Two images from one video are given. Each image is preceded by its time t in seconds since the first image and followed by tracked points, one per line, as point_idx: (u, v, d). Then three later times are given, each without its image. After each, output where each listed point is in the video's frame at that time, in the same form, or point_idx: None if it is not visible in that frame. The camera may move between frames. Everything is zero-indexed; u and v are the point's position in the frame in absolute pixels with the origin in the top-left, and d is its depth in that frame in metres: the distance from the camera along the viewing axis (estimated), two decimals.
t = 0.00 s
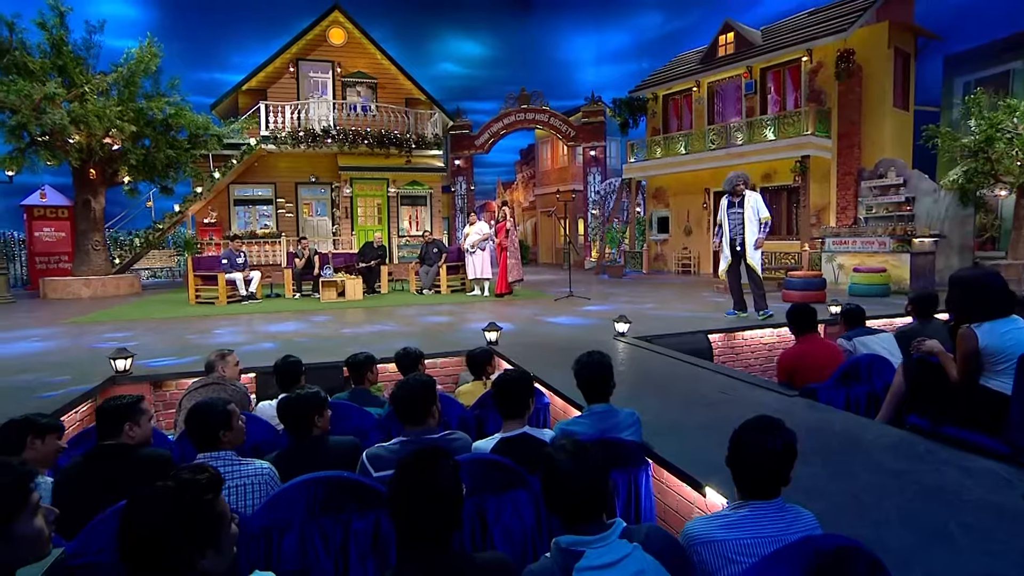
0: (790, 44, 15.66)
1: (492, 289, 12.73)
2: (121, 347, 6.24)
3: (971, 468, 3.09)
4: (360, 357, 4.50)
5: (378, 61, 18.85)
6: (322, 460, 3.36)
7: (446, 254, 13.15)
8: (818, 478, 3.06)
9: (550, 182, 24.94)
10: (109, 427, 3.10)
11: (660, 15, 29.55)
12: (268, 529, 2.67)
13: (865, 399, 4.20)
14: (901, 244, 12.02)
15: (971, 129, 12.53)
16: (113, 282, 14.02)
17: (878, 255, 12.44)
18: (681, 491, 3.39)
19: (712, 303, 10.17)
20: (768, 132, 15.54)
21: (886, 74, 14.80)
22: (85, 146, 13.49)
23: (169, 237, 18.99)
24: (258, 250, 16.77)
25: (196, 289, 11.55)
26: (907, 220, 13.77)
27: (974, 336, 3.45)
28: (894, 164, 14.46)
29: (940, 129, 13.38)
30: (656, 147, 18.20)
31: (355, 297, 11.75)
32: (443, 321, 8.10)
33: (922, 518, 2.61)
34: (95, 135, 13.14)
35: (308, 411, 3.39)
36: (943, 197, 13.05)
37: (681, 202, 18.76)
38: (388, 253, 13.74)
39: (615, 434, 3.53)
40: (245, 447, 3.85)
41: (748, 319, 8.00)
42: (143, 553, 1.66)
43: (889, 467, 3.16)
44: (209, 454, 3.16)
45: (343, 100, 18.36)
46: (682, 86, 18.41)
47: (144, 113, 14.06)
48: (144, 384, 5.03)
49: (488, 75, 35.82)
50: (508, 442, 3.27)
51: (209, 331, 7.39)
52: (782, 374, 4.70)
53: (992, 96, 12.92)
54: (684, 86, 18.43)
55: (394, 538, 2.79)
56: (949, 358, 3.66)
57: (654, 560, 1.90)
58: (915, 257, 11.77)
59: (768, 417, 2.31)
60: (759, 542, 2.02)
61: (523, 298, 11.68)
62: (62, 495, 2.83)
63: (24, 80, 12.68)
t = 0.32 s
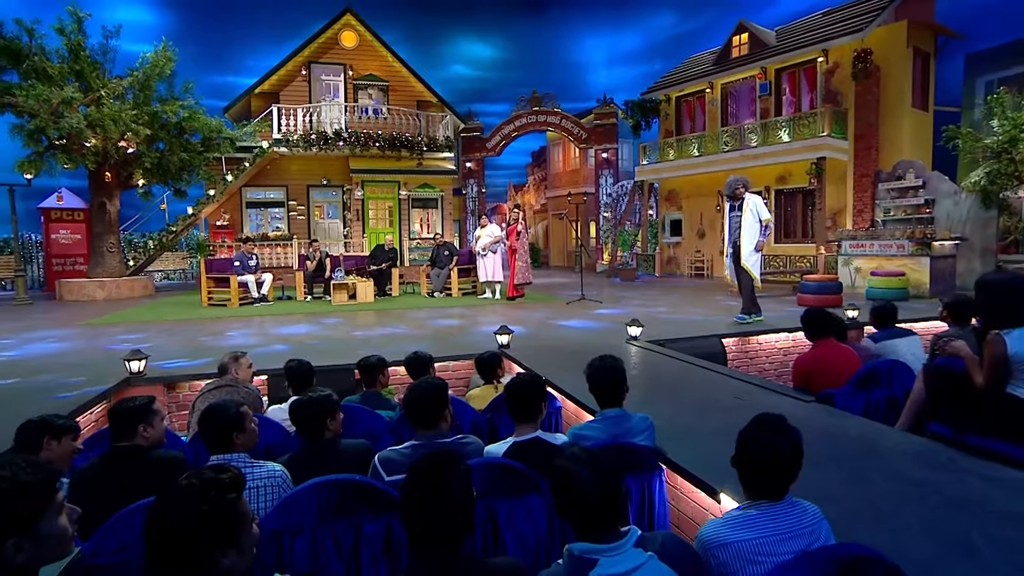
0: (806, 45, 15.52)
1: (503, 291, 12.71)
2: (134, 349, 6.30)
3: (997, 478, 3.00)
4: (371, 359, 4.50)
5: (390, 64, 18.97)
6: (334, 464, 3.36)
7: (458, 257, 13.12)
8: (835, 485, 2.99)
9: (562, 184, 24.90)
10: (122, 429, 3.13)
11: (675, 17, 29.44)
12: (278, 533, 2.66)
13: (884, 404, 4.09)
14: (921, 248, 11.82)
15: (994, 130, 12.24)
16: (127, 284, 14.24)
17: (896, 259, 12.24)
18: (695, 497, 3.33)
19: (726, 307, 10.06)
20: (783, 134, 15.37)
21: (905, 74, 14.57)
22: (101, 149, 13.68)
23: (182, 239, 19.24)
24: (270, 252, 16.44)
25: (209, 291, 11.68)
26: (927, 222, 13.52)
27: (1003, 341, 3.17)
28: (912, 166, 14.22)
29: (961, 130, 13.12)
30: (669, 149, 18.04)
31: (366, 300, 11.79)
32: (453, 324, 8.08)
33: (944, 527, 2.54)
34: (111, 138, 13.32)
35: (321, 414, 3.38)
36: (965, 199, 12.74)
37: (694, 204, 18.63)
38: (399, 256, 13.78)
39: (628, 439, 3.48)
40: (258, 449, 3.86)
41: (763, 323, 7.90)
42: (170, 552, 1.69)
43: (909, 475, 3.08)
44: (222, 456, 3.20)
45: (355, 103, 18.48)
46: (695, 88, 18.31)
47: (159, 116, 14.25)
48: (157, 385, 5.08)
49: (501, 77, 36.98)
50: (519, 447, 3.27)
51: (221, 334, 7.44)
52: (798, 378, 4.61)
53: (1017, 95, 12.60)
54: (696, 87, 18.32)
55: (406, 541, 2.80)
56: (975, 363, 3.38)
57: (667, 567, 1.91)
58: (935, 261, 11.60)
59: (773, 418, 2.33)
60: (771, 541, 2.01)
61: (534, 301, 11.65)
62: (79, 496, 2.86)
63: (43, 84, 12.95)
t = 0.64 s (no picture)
0: (826, 41, 15.29)
1: (514, 294, 12.62)
2: (142, 352, 6.30)
3: None
4: (381, 363, 4.44)
5: (400, 63, 18.93)
6: (344, 469, 3.30)
7: (467, 259, 13.08)
8: (858, 496, 2.88)
9: (574, 185, 24.71)
10: (128, 433, 3.09)
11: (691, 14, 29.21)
12: (287, 538, 2.59)
13: (910, 412, 3.90)
14: (947, 250, 11.56)
15: None
16: (135, 286, 14.31)
17: (921, 262, 11.95)
18: (713, 507, 3.21)
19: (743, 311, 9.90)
20: (803, 133, 15.19)
21: (932, 70, 14.23)
22: (109, 149, 13.80)
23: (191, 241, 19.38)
24: (278, 254, 16.51)
25: (216, 293, 11.72)
26: (954, 223, 13.20)
27: None
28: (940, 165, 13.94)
29: (990, 128, 12.78)
30: (684, 149, 17.86)
31: (375, 302, 11.77)
32: (464, 328, 8.02)
33: (975, 542, 2.42)
34: (118, 139, 13.42)
35: (330, 419, 3.32)
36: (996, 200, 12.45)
37: (709, 206, 18.40)
38: (408, 258, 13.71)
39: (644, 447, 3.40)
40: (266, 454, 3.81)
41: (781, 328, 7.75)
42: (175, 556, 1.72)
43: (937, 485, 2.96)
44: (230, 461, 3.15)
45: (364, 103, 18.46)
46: (711, 87, 18.14)
47: (168, 116, 14.30)
48: (165, 389, 5.07)
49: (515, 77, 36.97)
50: (532, 453, 3.18)
51: (229, 336, 7.44)
52: (821, 385, 4.47)
53: None
54: (713, 85, 18.13)
55: (416, 548, 2.72)
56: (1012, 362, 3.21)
57: None
58: (963, 264, 11.35)
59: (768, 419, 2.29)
60: (776, 541, 1.95)
61: (546, 305, 11.55)
62: (86, 501, 2.82)
63: (52, 85, 13.09)
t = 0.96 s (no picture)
0: (850, 36, 15.04)
1: (527, 297, 12.52)
2: (149, 355, 6.29)
3: None
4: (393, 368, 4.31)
5: (409, 61, 18.89)
6: (353, 476, 3.23)
7: (478, 262, 13.02)
8: (883, 510, 2.72)
9: (588, 186, 24.54)
10: (134, 438, 3.02)
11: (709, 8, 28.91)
12: (296, 545, 2.55)
13: (941, 423, 3.75)
14: (979, 253, 11.32)
15: None
16: (141, 288, 14.44)
17: (951, 265, 11.72)
18: (730, 517, 3.09)
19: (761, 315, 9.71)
20: (825, 131, 14.93)
21: (962, 63, 13.95)
22: (117, 150, 13.84)
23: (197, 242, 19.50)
24: (285, 256, 16.60)
25: (224, 295, 11.75)
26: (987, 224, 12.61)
27: None
28: (970, 164, 13.59)
29: None
30: (701, 148, 17.69)
31: (385, 305, 11.72)
32: (475, 332, 7.92)
33: (1014, 562, 2.27)
34: (126, 139, 13.51)
35: (340, 425, 3.24)
36: None
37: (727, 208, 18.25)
38: (418, 260, 13.67)
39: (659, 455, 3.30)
40: (274, 460, 3.73)
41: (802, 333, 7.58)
42: (179, 562, 1.64)
43: (972, 500, 2.80)
44: (238, 467, 3.08)
45: (373, 102, 18.46)
46: (729, 84, 17.95)
47: (175, 116, 14.40)
48: (172, 393, 5.04)
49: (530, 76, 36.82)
50: (546, 461, 3.10)
51: (236, 339, 7.41)
52: (847, 392, 4.31)
53: None
54: (730, 83, 17.94)
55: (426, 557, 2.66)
56: None
57: None
58: (997, 267, 11.07)
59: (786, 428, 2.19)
60: (801, 558, 1.85)
61: (559, 308, 11.43)
62: (93, 506, 2.75)
63: (60, 85, 13.18)
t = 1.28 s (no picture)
0: (880, 29, 14.77)
1: (540, 301, 12.39)
2: (156, 358, 6.26)
3: None
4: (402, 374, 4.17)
5: (420, 59, 18.79)
6: (363, 483, 3.14)
7: (490, 264, 12.88)
8: (918, 527, 2.57)
9: (603, 186, 24.36)
10: (132, 443, 2.88)
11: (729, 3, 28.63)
12: (306, 553, 2.49)
13: (976, 434, 3.56)
14: (1016, 255, 11.06)
15: None
16: (147, 291, 14.46)
17: (986, 268, 11.47)
18: (754, 531, 2.96)
19: (782, 320, 9.51)
20: (851, 129, 14.68)
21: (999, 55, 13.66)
22: (124, 150, 13.98)
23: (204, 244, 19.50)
24: (294, 258, 16.46)
25: (231, 298, 11.72)
26: None
27: None
28: (1007, 163, 13.10)
29: None
30: (721, 148, 17.52)
31: (395, 308, 11.66)
32: (487, 336, 7.83)
33: None
34: (133, 139, 13.56)
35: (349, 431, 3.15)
36: None
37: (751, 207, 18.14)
38: (429, 262, 13.58)
39: (679, 464, 3.19)
40: (283, 466, 3.64)
41: (825, 339, 7.40)
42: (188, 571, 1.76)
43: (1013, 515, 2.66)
44: (247, 474, 3.04)
45: (383, 101, 18.35)
46: (751, 81, 17.72)
47: (182, 116, 14.45)
48: (179, 397, 5.00)
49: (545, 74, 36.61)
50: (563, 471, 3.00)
51: (244, 343, 7.37)
52: (879, 401, 4.15)
53: None
54: (751, 80, 17.72)
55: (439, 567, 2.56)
56: None
57: None
58: None
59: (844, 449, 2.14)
60: None
61: (574, 312, 11.29)
62: (101, 514, 2.73)
63: (68, 84, 13.30)
